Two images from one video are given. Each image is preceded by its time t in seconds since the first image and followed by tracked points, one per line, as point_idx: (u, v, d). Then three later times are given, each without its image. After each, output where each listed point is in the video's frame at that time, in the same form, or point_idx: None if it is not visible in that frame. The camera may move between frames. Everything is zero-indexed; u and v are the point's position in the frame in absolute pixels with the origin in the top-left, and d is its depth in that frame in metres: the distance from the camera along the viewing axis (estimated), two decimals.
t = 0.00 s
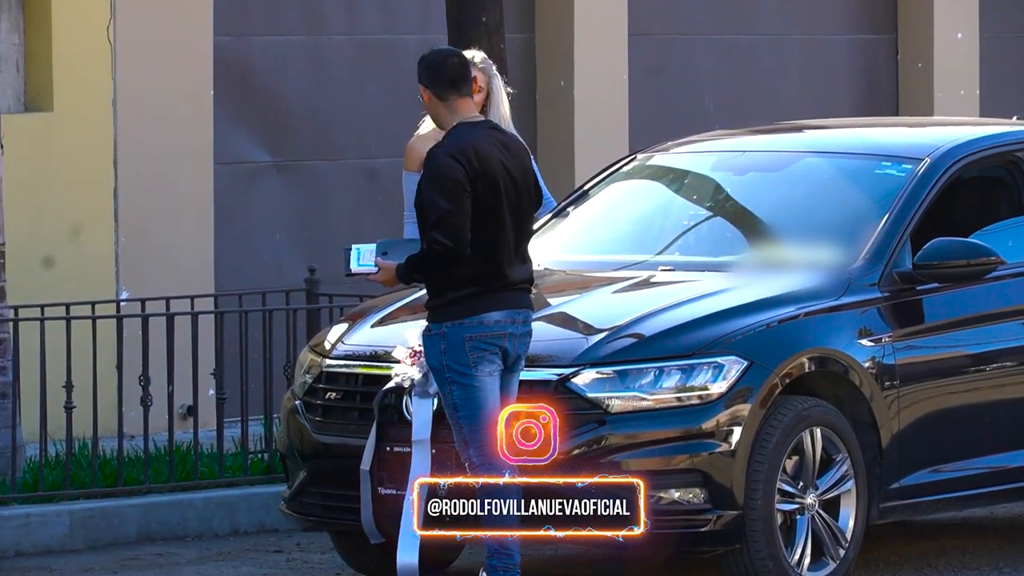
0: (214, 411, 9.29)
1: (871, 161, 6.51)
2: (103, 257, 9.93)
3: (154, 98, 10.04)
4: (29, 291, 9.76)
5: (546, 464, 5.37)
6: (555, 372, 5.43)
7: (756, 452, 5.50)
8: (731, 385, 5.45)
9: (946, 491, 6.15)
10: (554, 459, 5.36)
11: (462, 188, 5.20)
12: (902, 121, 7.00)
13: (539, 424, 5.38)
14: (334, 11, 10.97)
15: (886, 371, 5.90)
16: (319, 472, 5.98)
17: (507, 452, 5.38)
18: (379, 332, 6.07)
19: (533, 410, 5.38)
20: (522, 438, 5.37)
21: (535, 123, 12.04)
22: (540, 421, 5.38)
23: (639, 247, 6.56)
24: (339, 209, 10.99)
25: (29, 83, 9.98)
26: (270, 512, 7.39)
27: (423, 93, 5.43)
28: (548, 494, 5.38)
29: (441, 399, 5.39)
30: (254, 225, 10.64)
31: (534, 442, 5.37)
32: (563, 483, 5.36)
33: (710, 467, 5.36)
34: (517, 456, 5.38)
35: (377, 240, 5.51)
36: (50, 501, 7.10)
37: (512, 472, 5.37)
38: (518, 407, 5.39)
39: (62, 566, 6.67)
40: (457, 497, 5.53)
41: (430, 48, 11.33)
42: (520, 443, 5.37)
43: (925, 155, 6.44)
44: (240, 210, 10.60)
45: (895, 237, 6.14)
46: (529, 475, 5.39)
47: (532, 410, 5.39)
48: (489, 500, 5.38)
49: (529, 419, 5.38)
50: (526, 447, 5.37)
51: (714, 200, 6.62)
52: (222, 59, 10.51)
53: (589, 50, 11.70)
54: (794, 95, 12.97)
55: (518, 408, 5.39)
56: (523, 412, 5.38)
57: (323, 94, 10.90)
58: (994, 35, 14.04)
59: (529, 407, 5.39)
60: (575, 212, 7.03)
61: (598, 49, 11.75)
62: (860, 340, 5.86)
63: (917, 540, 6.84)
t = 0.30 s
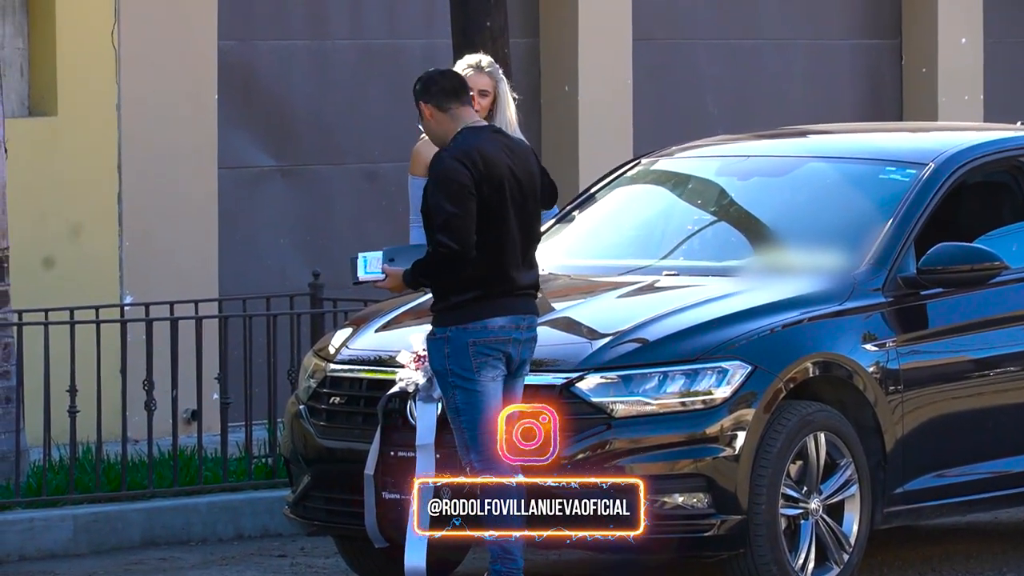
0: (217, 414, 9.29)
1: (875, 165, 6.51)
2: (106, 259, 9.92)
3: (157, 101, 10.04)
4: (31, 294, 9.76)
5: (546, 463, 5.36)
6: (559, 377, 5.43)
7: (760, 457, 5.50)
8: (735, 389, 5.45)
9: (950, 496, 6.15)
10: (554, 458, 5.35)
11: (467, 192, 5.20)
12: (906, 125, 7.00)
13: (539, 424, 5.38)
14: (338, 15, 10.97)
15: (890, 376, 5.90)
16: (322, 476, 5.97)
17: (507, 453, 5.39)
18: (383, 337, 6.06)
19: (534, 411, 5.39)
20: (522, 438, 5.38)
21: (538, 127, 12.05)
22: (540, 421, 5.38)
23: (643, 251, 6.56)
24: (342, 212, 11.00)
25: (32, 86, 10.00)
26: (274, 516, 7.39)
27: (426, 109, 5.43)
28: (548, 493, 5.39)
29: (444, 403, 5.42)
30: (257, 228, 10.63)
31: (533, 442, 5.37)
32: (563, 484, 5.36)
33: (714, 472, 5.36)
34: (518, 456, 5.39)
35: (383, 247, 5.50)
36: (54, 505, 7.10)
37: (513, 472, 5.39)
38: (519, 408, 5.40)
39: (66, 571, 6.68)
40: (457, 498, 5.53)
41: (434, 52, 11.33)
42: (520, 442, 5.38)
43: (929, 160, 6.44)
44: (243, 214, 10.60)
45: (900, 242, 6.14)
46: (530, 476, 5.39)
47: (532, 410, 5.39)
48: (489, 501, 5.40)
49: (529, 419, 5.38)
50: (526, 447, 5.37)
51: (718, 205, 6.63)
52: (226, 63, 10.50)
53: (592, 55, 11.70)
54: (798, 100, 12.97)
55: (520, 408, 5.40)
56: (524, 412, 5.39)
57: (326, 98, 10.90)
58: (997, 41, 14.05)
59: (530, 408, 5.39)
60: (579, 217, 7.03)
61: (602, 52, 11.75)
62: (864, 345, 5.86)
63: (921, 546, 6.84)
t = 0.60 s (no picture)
0: (220, 419, 9.30)
1: (878, 170, 6.51)
2: (109, 264, 9.93)
3: (160, 107, 10.05)
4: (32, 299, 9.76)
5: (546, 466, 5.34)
6: (563, 381, 5.42)
7: (763, 461, 5.50)
8: (738, 395, 5.45)
9: (952, 501, 6.15)
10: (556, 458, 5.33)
11: (472, 197, 5.20)
12: (909, 130, 7.00)
13: (539, 424, 5.37)
14: (341, 19, 10.97)
15: (893, 381, 5.90)
16: (325, 481, 5.97)
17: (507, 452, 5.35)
18: (386, 342, 6.07)
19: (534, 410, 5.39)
20: (521, 438, 5.36)
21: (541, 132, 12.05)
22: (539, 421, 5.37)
23: (646, 256, 6.56)
24: (344, 217, 11.01)
25: (34, 92, 9.97)
26: (277, 521, 7.40)
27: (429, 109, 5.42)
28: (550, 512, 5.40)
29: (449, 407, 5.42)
30: (260, 233, 10.64)
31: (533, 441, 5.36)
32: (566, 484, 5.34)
33: (717, 477, 5.35)
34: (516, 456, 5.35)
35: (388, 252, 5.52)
36: (56, 511, 7.10)
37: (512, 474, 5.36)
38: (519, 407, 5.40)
39: None
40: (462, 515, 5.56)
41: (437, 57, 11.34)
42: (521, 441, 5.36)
43: (932, 165, 6.44)
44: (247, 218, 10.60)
45: (902, 247, 6.14)
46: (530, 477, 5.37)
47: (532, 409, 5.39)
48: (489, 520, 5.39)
49: (529, 419, 5.38)
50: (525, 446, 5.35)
51: (721, 210, 6.63)
52: (230, 68, 10.49)
53: (595, 59, 11.70)
54: (800, 104, 12.98)
55: (521, 408, 5.40)
56: (523, 412, 5.39)
57: (329, 103, 10.91)
58: (1000, 46, 14.06)
59: (530, 407, 5.39)
60: (581, 222, 7.04)
61: (604, 57, 11.75)
62: (867, 350, 5.85)
63: (924, 550, 6.84)
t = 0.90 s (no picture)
0: (213, 418, 9.29)
1: (872, 169, 6.51)
2: (102, 262, 9.91)
3: (153, 105, 10.03)
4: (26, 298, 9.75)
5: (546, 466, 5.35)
6: (557, 381, 5.43)
7: (757, 460, 5.50)
8: (732, 393, 5.45)
9: (946, 499, 6.15)
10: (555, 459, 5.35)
11: (467, 204, 5.20)
12: (903, 129, 7.00)
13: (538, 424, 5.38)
14: (335, 18, 10.96)
15: (887, 379, 5.90)
16: (319, 481, 5.96)
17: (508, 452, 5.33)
18: (380, 341, 6.06)
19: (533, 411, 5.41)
20: (522, 438, 5.37)
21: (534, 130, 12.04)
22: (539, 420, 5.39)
23: (640, 255, 6.56)
24: (337, 215, 11.00)
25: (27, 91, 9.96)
26: (271, 521, 7.39)
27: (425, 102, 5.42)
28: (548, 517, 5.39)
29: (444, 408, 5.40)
30: (253, 231, 10.63)
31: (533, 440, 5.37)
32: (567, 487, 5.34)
33: (710, 475, 5.35)
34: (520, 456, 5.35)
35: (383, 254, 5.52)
36: (49, 510, 7.09)
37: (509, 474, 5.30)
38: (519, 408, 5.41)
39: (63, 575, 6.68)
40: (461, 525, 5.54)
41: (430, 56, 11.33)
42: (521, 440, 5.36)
43: (926, 163, 6.44)
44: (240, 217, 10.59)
45: (896, 246, 6.14)
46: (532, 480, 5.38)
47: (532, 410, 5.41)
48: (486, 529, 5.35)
49: (530, 419, 5.39)
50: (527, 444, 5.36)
51: (715, 208, 6.63)
52: (223, 66, 10.47)
53: (589, 58, 11.70)
54: (794, 103, 12.98)
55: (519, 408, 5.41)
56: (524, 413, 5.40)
57: (323, 102, 10.90)
58: (994, 44, 14.06)
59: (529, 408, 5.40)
60: (575, 220, 7.04)
61: (598, 55, 11.75)
62: (861, 349, 5.86)
63: (917, 548, 6.85)
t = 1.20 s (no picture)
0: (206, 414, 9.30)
1: (862, 164, 6.51)
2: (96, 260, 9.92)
3: (146, 102, 10.04)
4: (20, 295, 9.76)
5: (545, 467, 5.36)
6: (548, 376, 5.43)
7: (748, 456, 5.50)
8: (723, 389, 5.45)
9: (937, 495, 6.15)
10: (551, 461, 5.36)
11: (453, 196, 5.20)
12: (892, 124, 7.01)
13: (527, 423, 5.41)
14: (327, 15, 10.97)
15: (878, 375, 5.90)
16: (310, 477, 5.97)
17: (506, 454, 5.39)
18: (371, 337, 6.07)
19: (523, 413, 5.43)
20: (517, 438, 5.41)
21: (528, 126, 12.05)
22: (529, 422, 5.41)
23: (631, 251, 6.56)
24: (330, 212, 11.01)
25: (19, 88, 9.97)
26: (262, 517, 7.39)
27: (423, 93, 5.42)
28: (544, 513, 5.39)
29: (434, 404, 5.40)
30: (247, 228, 10.64)
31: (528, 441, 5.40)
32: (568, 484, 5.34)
33: (701, 471, 5.35)
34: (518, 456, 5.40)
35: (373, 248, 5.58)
36: (40, 507, 7.11)
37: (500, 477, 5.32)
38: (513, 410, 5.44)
39: (53, 571, 6.69)
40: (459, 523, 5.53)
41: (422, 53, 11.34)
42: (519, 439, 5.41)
43: (916, 159, 6.44)
44: (234, 215, 10.60)
45: (887, 241, 6.14)
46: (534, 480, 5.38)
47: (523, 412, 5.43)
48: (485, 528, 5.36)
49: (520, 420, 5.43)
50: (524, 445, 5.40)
51: (706, 204, 6.63)
52: (216, 63, 10.49)
53: (582, 54, 11.71)
54: (787, 99, 12.99)
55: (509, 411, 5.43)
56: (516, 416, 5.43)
57: (315, 99, 10.91)
58: (987, 40, 14.07)
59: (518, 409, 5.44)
60: (567, 217, 7.05)
61: (591, 52, 11.75)
62: (852, 344, 5.86)
63: (908, 544, 6.85)
